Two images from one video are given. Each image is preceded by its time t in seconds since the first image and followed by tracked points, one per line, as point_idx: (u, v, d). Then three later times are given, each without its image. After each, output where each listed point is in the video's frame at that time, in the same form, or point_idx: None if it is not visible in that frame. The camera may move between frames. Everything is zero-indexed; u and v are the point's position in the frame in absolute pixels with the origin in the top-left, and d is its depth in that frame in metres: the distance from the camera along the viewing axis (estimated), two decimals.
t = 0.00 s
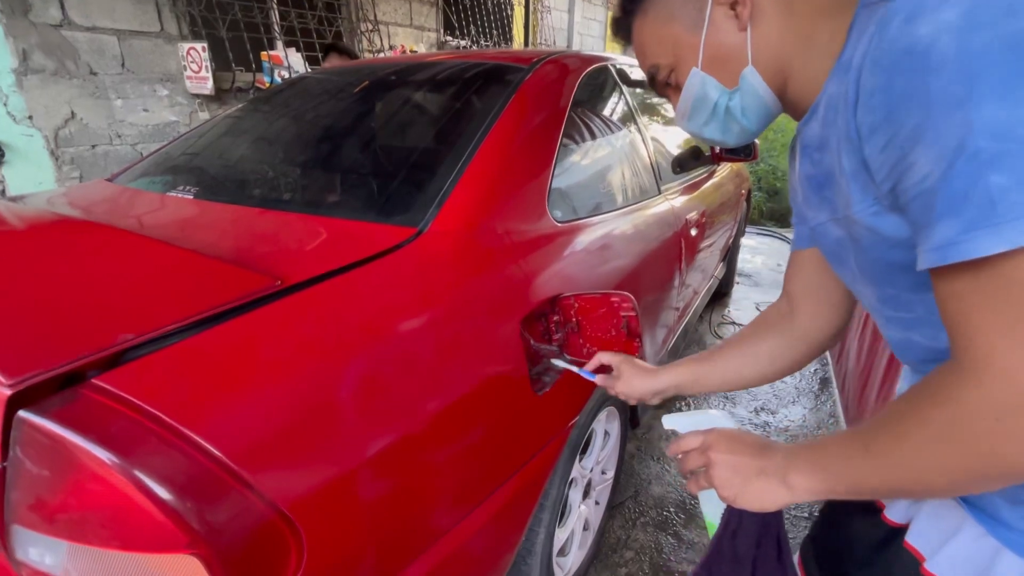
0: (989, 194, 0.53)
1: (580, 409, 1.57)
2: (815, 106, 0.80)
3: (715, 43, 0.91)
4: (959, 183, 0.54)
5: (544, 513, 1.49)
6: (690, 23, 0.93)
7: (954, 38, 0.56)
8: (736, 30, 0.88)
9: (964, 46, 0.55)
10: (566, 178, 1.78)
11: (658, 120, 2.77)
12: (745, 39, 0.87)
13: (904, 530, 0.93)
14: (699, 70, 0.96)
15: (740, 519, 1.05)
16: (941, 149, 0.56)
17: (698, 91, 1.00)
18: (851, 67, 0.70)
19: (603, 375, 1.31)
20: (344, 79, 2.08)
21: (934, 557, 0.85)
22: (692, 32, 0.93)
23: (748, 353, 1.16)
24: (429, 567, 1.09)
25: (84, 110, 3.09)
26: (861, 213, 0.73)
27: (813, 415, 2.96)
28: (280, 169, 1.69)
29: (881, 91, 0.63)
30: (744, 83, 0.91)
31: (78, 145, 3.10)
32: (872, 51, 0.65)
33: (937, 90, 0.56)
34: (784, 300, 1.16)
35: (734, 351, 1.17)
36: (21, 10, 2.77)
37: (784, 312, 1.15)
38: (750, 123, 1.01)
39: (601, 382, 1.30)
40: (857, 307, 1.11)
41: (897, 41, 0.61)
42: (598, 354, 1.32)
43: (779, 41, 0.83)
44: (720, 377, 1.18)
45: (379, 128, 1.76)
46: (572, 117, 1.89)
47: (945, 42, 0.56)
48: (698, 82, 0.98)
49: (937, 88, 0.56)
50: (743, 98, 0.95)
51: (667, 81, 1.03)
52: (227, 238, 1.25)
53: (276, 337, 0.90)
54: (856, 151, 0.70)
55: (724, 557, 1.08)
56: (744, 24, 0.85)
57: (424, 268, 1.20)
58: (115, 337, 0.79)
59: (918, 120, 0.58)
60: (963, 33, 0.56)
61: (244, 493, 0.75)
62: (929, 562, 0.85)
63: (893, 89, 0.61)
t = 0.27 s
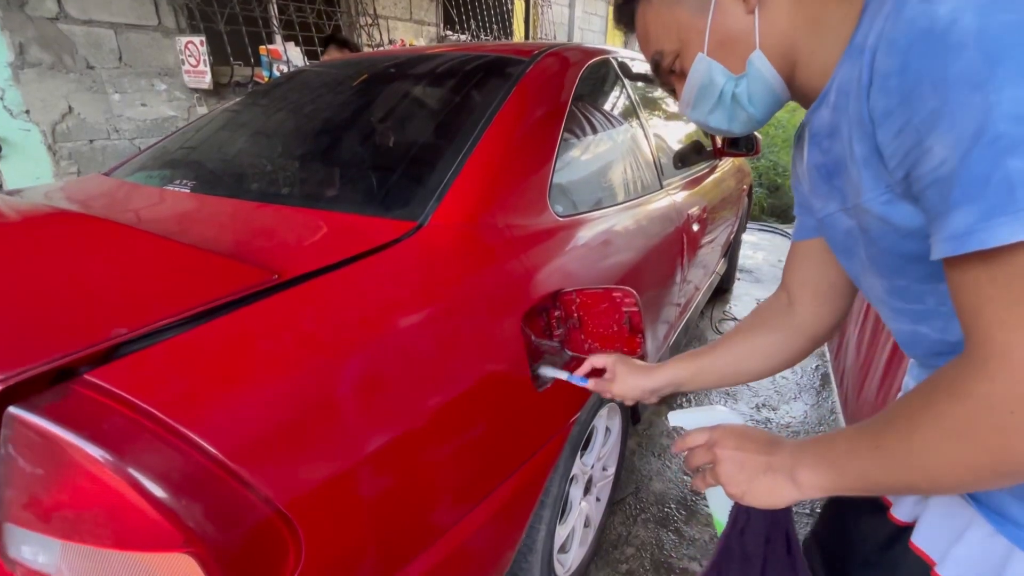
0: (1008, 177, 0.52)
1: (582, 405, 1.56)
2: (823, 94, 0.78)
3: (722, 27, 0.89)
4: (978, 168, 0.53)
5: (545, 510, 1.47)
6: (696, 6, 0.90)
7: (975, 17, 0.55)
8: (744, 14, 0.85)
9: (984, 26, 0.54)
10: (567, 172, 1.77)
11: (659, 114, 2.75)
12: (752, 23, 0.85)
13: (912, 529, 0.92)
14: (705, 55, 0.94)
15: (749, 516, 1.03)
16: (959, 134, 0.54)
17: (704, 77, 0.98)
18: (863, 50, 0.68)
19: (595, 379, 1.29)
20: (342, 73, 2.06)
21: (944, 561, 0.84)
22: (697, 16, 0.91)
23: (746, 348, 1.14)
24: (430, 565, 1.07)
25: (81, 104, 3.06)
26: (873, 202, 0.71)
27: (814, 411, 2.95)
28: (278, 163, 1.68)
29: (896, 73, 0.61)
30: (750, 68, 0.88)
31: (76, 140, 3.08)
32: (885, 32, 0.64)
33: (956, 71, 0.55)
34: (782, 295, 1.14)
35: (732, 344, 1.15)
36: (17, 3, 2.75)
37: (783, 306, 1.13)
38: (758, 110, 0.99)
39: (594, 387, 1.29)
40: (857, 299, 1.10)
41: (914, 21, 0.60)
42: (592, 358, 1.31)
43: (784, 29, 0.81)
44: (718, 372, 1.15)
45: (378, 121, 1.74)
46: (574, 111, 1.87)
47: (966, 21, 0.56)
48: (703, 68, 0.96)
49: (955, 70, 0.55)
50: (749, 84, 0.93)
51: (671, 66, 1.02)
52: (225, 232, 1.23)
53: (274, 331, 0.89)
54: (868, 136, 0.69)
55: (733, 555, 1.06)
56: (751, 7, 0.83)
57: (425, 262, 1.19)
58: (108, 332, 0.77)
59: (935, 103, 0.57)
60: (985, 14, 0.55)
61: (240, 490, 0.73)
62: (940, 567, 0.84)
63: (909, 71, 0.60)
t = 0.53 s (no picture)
0: None
1: (586, 403, 1.55)
2: (840, 86, 0.77)
3: (731, 18, 0.87)
4: (1015, 162, 0.52)
5: (550, 508, 1.46)
6: None
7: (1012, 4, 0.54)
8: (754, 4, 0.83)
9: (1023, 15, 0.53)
10: (570, 168, 1.75)
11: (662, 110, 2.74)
12: (763, 13, 0.82)
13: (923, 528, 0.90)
14: (713, 48, 0.91)
15: (753, 511, 1.03)
16: (995, 126, 0.53)
17: (711, 70, 0.94)
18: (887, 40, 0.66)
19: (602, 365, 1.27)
20: (343, 68, 2.04)
21: (955, 558, 0.83)
22: (705, 8, 0.89)
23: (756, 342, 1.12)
24: (434, 564, 1.06)
25: (81, 100, 3.05)
26: (895, 197, 0.69)
27: (817, 408, 2.94)
28: (279, 158, 1.66)
29: (926, 63, 0.59)
30: (760, 60, 0.85)
31: (75, 136, 3.07)
32: (912, 21, 0.62)
33: (993, 61, 0.54)
34: (792, 290, 1.13)
35: (743, 338, 1.13)
36: None
37: (794, 300, 1.12)
38: (767, 103, 0.96)
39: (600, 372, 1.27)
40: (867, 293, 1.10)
41: (945, 8, 0.58)
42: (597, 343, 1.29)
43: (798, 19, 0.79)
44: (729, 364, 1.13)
45: (379, 117, 1.73)
46: (577, 106, 1.86)
47: (1005, 8, 0.54)
48: (710, 61, 0.93)
49: (991, 59, 0.54)
50: (758, 77, 0.90)
51: (678, 58, 0.99)
52: (226, 228, 1.22)
53: (277, 328, 0.88)
54: (891, 129, 0.67)
55: (735, 548, 1.06)
56: None
57: (429, 258, 1.17)
58: (109, 329, 0.76)
59: (968, 93, 0.55)
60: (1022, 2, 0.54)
61: (243, 489, 0.72)
62: (950, 563, 0.83)
63: (939, 61, 0.58)
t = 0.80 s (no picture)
0: None
1: (587, 403, 1.54)
2: (834, 94, 0.77)
3: (726, 28, 0.87)
4: (999, 165, 0.52)
5: (551, 508, 1.46)
6: (699, 7, 0.88)
7: (991, 13, 0.54)
8: (749, 14, 0.83)
9: (1002, 20, 0.53)
10: (571, 167, 1.75)
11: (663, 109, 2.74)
12: (757, 23, 0.82)
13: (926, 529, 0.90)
14: (709, 57, 0.92)
15: (762, 524, 1.02)
16: (979, 131, 0.53)
17: (707, 78, 0.95)
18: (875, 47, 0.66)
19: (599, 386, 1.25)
20: (344, 66, 2.03)
21: (957, 558, 0.83)
22: (701, 16, 0.89)
23: (760, 349, 1.12)
24: (436, 563, 1.06)
25: (80, 99, 3.04)
26: (887, 202, 0.70)
27: (818, 407, 2.94)
28: (279, 157, 1.66)
29: (908, 72, 0.59)
30: (755, 69, 0.86)
31: (75, 134, 3.06)
32: (895, 29, 0.62)
33: (974, 67, 0.54)
34: (789, 294, 1.13)
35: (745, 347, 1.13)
36: None
37: (793, 305, 1.11)
38: (763, 110, 0.97)
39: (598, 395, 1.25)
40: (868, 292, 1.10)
41: (926, 16, 0.58)
42: (593, 363, 1.27)
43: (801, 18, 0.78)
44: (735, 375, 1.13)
45: (380, 115, 1.72)
46: (578, 105, 1.85)
47: (984, 16, 0.54)
48: (707, 70, 0.94)
49: (974, 65, 0.54)
50: (754, 85, 0.91)
51: (675, 67, 1.00)
52: (226, 227, 1.22)
53: (278, 329, 0.87)
54: (881, 137, 0.66)
55: (746, 562, 1.05)
56: (756, 8, 0.80)
57: (430, 258, 1.17)
58: (110, 329, 0.75)
59: (949, 99, 0.56)
60: (999, 7, 0.54)
61: (245, 490, 0.72)
62: (952, 562, 0.84)
63: (922, 69, 0.58)
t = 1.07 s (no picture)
0: (1014, 174, 0.51)
1: (586, 403, 1.54)
2: (829, 95, 0.77)
3: (723, 29, 0.87)
4: (985, 164, 0.52)
5: (550, 508, 1.46)
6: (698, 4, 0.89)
7: (979, 12, 0.54)
8: (743, 12, 0.83)
9: (990, 21, 0.53)
10: (570, 166, 1.75)
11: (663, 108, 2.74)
12: (751, 22, 0.82)
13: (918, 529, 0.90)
14: (705, 52, 0.91)
15: (757, 524, 1.01)
16: (964, 131, 0.54)
17: (702, 74, 0.95)
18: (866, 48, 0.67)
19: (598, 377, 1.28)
20: (343, 66, 2.03)
21: (949, 559, 0.83)
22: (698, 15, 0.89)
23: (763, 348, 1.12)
24: (436, 563, 1.07)
25: (80, 98, 3.04)
26: (880, 201, 0.70)
27: (817, 407, 2.94)
28: (278, 157, 1.66)
29: (900, 72, 0.60)
30: (748, 65, 0.85)
31: (74, 133, 3.06)
32: (887, 30, 0.62)
33: (960, 68, 0.54)
34: (793, 297, 1.13)
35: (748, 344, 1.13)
36: None
37: (797, 307, 1.11)
38: (755, 109, 0.96)
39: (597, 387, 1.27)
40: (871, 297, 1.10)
41: (916, 18, 0.58)
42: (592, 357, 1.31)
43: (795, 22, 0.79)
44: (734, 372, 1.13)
45: (379, 115, 1.72)
46: (577, 104, 1.85)
47: (971, 16, 0.54)
48: (703, 65, 0.93)
49: (960, 65, 0.54)
50: (747, 81, 0.90)
51: (673, 62, 1.00)
52: (225, 227, 1.22)
53: (277, 330, 0.87)
54: (875, 134, 0.67)
55: (742, 562, 1.04)
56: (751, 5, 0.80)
57: (429, 258, 1.17)
58: (108, 331, 0.75)
59: (937, 100, 0.56)
60: (988, 8, 0.54)
61: (244, 491, 0.72)
62: (942, 562, 0.84)
63: (913, 68, 0.58)
